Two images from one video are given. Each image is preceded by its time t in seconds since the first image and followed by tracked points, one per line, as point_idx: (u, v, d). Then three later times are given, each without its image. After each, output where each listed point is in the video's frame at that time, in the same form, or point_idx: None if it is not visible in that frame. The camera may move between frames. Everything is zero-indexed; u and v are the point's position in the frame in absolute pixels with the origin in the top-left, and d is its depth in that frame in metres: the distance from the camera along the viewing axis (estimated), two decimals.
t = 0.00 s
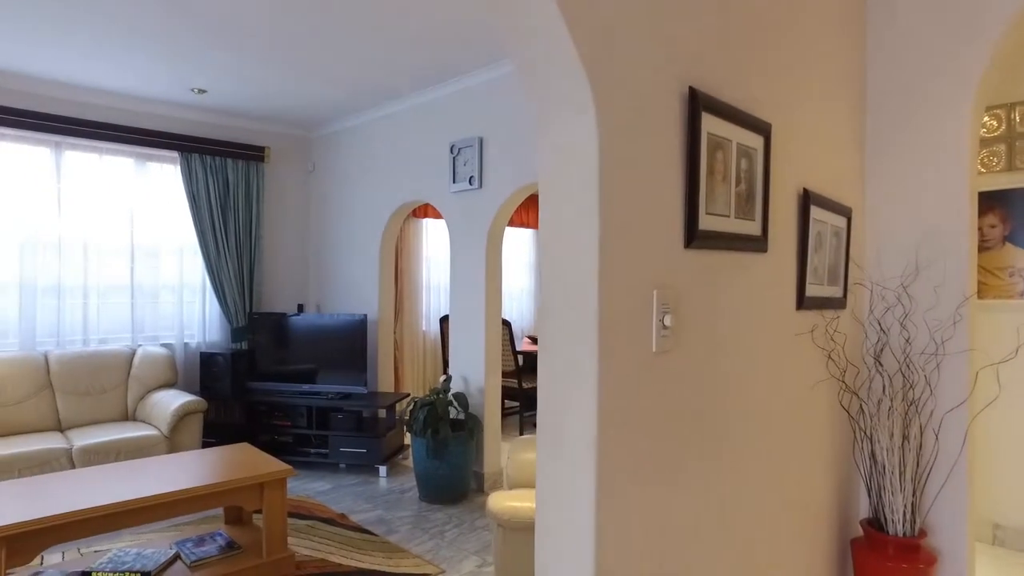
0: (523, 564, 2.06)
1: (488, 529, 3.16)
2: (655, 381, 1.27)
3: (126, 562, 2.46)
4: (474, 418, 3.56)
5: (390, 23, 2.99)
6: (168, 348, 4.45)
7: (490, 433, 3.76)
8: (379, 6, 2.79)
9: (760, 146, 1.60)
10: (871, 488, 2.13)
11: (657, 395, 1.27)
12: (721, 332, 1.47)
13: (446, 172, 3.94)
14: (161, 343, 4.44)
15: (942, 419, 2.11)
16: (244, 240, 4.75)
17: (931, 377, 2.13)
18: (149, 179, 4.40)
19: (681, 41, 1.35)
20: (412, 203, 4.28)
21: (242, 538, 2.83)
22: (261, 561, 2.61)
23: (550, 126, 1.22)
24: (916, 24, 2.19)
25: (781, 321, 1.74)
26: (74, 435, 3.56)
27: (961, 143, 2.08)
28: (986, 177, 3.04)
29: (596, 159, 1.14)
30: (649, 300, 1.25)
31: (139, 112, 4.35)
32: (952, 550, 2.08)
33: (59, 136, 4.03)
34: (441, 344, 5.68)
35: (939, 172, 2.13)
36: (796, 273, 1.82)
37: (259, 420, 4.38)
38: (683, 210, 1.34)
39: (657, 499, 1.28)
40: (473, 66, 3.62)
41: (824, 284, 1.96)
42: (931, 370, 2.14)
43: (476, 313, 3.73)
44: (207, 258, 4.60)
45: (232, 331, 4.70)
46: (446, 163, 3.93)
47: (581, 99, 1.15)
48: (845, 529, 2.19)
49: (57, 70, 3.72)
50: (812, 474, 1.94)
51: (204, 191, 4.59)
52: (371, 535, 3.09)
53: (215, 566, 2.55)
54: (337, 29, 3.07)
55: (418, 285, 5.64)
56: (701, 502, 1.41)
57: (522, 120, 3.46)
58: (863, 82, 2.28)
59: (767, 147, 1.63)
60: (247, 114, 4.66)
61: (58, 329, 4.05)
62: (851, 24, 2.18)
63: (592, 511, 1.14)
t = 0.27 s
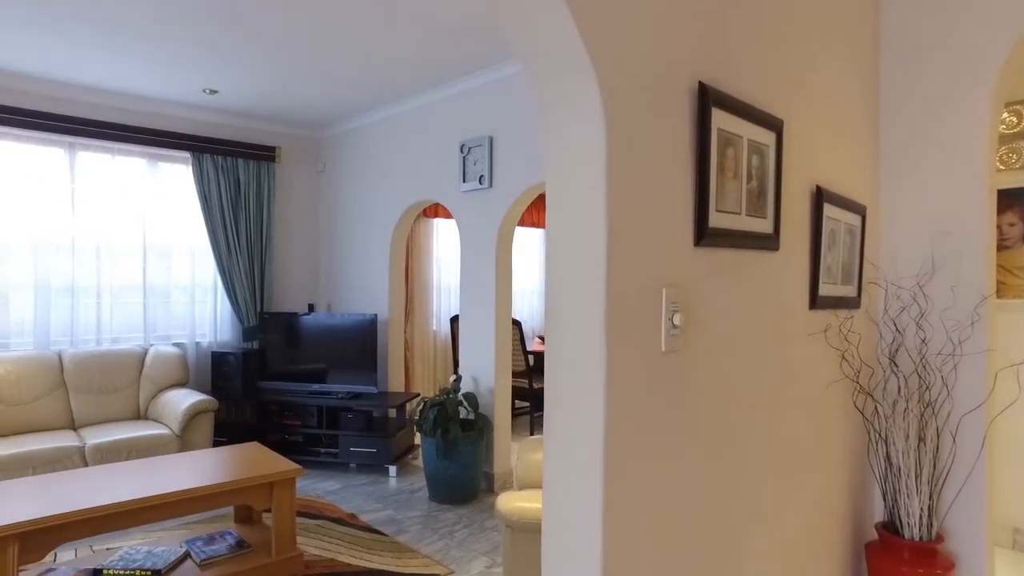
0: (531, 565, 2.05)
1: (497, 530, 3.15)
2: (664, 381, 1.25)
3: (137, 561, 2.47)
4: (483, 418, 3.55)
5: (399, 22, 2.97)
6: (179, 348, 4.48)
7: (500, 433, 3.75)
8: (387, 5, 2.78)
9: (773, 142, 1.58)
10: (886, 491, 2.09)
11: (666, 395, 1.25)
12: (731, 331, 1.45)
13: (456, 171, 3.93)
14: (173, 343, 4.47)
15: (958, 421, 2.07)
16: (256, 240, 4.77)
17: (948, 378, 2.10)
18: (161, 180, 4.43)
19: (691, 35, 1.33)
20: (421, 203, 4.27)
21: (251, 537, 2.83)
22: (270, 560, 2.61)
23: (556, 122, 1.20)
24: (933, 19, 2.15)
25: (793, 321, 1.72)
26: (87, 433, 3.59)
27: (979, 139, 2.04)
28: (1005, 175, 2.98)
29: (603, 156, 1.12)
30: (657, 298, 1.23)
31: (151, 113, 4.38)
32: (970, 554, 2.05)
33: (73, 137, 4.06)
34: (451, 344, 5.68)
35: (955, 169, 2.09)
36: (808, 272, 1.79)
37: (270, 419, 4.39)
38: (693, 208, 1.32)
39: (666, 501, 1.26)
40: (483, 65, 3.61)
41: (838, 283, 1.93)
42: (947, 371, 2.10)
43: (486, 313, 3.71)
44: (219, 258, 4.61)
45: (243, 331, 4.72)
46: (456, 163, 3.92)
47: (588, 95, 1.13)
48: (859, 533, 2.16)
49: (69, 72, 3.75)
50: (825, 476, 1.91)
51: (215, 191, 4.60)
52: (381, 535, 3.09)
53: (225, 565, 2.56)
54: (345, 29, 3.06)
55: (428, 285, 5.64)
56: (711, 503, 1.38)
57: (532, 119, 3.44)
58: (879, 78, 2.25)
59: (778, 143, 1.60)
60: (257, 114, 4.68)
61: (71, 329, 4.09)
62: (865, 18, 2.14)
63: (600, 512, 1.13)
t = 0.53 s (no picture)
0: (542, 566, 2.03)
1: (509, 530, 3.13)
2: (677, 381, 1.23)
3: (150, 559, 2.48)
4: (495, 419, 3.54)
5: (410, 21, 2.97)
6: (193, 347, 4.51)
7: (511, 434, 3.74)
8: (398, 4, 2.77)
9: (788, 137, 1.55)
10: (905, 494, 2.05)
11: (679, 395, 1.23)
12: (746, 330, 1.43)
13: (468, 171, 3.93)
14: (187, 343, 4.49)
15: (980, 422, 2.03)
16: (268, 240, 4.79)
17: (968, 379, 2.06)
18: (175, 180, 4.45)
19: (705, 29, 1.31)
20: (433, 202, 4.27)
21: (263, 536, 2.84)
22: (281, 560, 2.62)
23: (567, 117, 1.19)
24: (952, 13, 2.12)
25: (809, 320, 1.69)
26: (102, 432, 3.61)
27: (1000, 135, 2.00)
28: None
29: (615, 151, 1.11)
30: (670, 296, 1.21)
31: (165, 114, 4.41)
32: (992, 559, 2.00)
33: (88, 138, 4.10)
34: (463, 344, 5.67)
35: (976, 166, 2.05)
36: (824, 270, 1.76)
37: (282, 419, 4.41)
38: (707, 205, 1.30)
39: (679, 503, 1.24)
40: (494, 64, 3.59)
41: (854, 282, 1.90)
42: (968, 371, 2.06)
43: (498, 313, 3.70)
44: (232, 258, 4.64)
45: (256, 330, 4.74)
46: (468, 162, 3.91)
47: (599, 89, 1.11)
48: (877, 537, 2.12)
49: (84, 73, 3.78)
50: (842, 479, 1.87)
51: (228, 192, 4.63)
52: (392, 535, 3.09)
53: (236, 563, 2.56)
54: (357, 28, 3.06)
55: (440, 285, 5.64)
56: (725, 505, 1.36)
57: (544, 118, 3.42)
58: (897, 73, 2.21)
59: (794, 139, 1.57)
60: (270, 115, 4.70)
61: (87, 329, 4.12)
62: (883, 12, 2.11)
63: (611, 514, 1.11)
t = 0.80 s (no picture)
0: (556, 569, 2.01)
1: (522, 532, 3.12)
2: (694, 382, 1.21)
3: (165, 558, 2.49)
4: (508, 420, 3.52)
5: (423, 21, 2.96)
6: (208, 347, 4.53)
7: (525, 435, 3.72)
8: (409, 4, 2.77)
9: (806, 135, 1.52)
10: (927, 498, 2.02)
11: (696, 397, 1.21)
12: (763, 330, 1.40)
13: (480, 170, 3.91)
14: (201, 343, 4.52)
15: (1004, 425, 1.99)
16: (282, 240, 4.81)
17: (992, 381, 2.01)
18: (190, 181, 4.48)
19: (722, 24, 1.28)
20: (446, 202, 4.26)
21: (276, 536, 2.84)
22: (294, 560, 2.62)
23: (581, 115, 1.17)
24: (975, 7, 2.07)
25: (828, 320, 1.66)
26: (118, 431, 3.64)
27: None
28: None
29: (630, 149, 1.09)
30: (687, 297, 1.19)
31: (180, 115, 4.44)
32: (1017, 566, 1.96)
33: (105, 140, 4.14)
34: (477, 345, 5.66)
35: (999, 163, 2.01)
36: (844, 269, 1.73)
37: (296, 419, 4.42)
38: (724, 203, 1.27)
39: (695, 507, 1.21)
40: (507, 63, 3.58)
41: (874, 282, 1.86)
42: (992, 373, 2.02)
43: (511, 313, 3.69)
44: (246, 258, 4.66)
45: (270, 331, 4.76)
46: (481, 162, 3.90)
47: (613, 85, 1.09)
48: (898, 541, 2.08)
49: (100, 75, 3.81)
50: (861, 482, 1.84)
51: (242, 192, 4.65)
52: (405, 536, 3.08)
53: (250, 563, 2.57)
54: (369, 29, 3.06)
55: (454, 285, 5.63)
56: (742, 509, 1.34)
57: (557, 117, 3.40)
58: (917, 69, 2.17)
59: (812, 136, 1.55)
60: (284, 116, 4.72)
61: (103, 328, 4.16)
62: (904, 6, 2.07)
63: (626, 518, 1.09)
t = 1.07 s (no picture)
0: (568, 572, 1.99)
1: (534, 533, 3.09)
2: (709, 384, 1.18)
3: (177, 557, 2.49)
4: (520, 420, 3.50)
5: (434, 20, 2.95)
6: (221, 347, 4.55)
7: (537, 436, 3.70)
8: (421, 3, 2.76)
9: (824, 131, 1.49)
10: (949, 503, 1.97)
11: (712, 399, 1.18)
12: (781, 330, 1.37)
13: (493, 170, 3.90)
14: (215, 342, 4.53)
15: None
16: (295, 240, 4.82)
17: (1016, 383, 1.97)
18: (203, 182, 4.50)
19: (739, 18, 1.26)
20: (458, 202, 4.25)
21: (288, 536, 2.84)
22: (306, 560, 2.61)
23: (594, 111, 1.14)
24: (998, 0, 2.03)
25: (846, 321, 1.62)
26: (132, 430, 3.66)
27: None
28: None
29: (644, 145, 1.06)
30: (702, 296, 1.16)
31: (194, 116, 4.46)
32: None
33: (120, 141, 4.17)
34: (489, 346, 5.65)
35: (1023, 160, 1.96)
36: (863, 269, 1.69)
37: (308, 419, 4.42)
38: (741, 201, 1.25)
39: (711, 512, 1.19)
40: (520, 62, 3.56)
41: (894, 282, 1.82)
42: (1016, 375, 1.97)
43: (523, 313, 3.67)
44: (259, 258, 4.67)
45: (282, 331, 4.77)
46: (493, 161, 3.88)
47: (627, 80, 1.07)
48: (919, 547, 2.04)
49: (115, 76, 3.83)
50: (881, 486, 1.80)
51: (256, 193, 4.66)
52: (416, 537, 3.07)
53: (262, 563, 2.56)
54: (380, 28, 3.05)
55: (466, 285, 5.62)
56: (759, 514, 1.31)
57: (570, 115, 3.38)
58: (938, 65, 2.12)
59: (831, 132, 1.51)
60: (297, 116, 4.73)
61: (118, 329, 4.19)
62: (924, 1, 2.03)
63: (640, 522, 1.06)
